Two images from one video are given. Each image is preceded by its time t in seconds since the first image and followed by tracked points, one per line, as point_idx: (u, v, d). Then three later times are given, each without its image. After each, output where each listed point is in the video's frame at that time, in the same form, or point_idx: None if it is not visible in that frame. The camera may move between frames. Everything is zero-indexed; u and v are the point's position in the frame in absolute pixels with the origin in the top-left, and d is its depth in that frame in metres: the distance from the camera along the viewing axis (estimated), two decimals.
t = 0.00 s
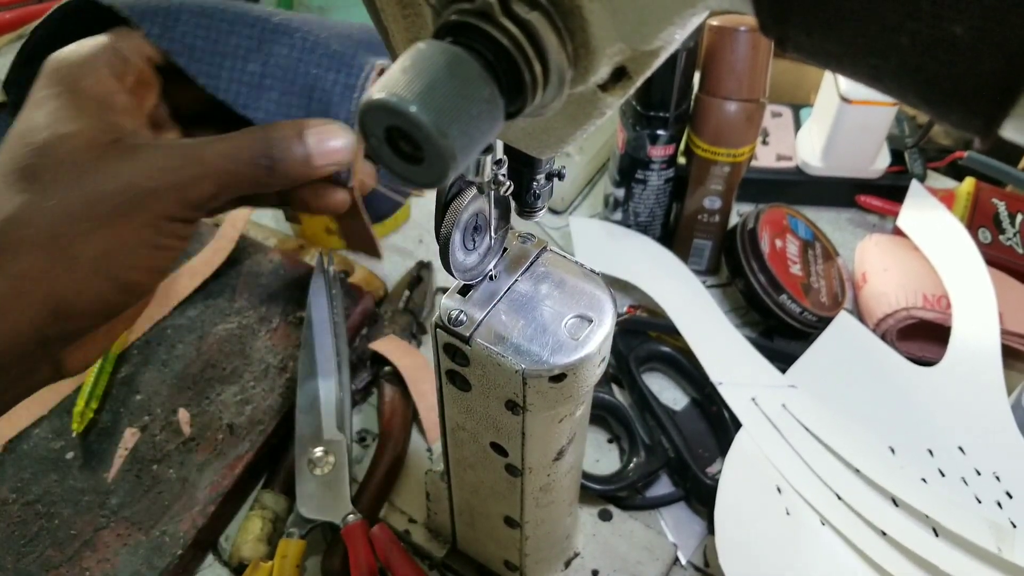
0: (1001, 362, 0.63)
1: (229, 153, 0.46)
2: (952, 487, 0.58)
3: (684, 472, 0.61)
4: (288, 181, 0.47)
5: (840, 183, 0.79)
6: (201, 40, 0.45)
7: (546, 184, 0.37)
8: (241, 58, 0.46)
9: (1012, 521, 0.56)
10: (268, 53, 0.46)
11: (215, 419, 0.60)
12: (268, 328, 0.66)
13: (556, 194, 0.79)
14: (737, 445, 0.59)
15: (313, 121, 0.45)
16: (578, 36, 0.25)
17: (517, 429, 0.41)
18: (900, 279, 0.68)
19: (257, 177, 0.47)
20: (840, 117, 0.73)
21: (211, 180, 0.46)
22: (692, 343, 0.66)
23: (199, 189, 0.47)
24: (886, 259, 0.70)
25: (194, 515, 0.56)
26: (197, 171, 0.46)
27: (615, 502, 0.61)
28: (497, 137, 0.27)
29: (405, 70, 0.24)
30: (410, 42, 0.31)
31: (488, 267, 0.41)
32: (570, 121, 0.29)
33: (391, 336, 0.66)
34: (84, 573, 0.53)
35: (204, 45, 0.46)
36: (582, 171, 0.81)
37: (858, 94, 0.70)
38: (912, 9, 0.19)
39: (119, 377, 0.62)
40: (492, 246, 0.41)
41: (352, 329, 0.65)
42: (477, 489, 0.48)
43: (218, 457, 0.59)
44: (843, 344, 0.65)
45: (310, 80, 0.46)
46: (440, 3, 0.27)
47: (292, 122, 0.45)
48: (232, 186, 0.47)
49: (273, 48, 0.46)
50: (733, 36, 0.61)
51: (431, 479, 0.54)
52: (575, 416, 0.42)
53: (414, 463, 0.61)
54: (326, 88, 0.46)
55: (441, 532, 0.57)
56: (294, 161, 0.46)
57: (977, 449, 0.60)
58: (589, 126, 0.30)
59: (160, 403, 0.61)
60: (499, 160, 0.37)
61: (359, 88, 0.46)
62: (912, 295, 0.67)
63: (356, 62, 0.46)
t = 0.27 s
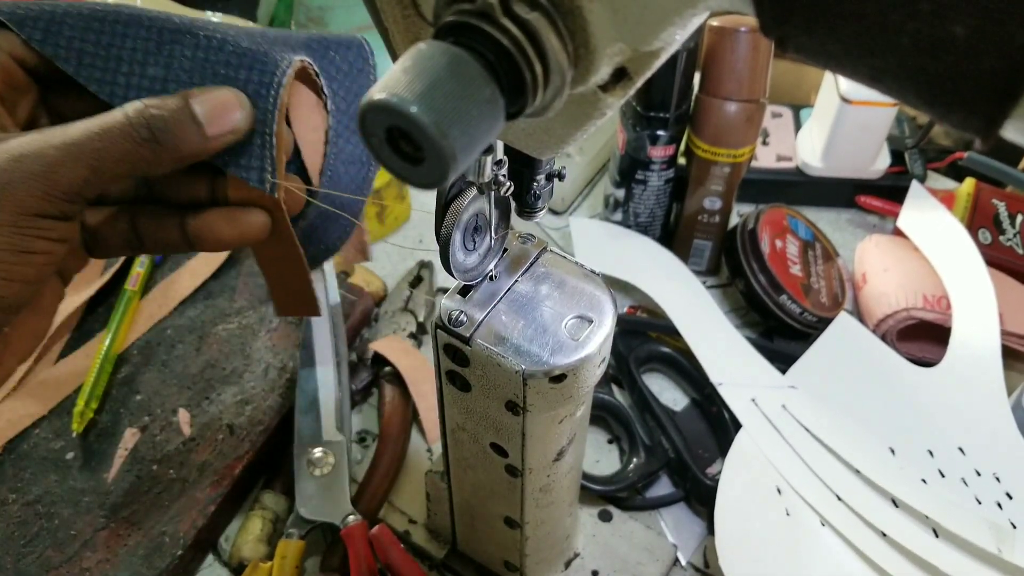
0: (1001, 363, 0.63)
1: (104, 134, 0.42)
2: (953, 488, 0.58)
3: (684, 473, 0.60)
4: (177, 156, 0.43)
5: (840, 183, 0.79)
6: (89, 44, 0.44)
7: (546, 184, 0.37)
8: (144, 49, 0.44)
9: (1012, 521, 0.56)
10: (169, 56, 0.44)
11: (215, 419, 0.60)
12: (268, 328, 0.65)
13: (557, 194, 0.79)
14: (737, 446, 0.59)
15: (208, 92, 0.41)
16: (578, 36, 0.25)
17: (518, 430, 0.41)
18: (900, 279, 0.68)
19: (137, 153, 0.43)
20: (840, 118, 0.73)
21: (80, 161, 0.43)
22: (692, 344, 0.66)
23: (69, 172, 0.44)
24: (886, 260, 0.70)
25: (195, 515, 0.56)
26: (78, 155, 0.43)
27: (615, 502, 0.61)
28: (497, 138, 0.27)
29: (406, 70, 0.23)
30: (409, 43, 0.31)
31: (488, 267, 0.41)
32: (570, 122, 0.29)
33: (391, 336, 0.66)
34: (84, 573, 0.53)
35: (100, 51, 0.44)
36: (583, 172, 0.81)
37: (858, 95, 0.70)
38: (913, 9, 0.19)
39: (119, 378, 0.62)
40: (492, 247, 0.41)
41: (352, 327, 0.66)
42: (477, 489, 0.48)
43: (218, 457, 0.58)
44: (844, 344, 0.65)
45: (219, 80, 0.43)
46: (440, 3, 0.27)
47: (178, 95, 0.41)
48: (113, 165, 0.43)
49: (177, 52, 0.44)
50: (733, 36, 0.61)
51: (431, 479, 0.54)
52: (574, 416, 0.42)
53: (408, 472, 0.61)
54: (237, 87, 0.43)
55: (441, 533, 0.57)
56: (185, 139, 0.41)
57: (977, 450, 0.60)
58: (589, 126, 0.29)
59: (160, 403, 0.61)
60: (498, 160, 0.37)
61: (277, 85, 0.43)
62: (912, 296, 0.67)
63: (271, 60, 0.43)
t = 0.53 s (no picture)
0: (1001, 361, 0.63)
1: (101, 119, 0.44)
2: (953, 487, 0.58)
3: (684, 472, 0.61)
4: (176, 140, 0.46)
5: (840, 183, 0.79)
6: (88, 24, 0.46)
7: (546, 183, 0.37)
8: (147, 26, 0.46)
9: (1012, 520, 0.56)
10: (167, 33, 0.46)
11: (215, 418, 0.60)
12: (268, 327, 0.65)
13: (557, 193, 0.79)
14: (737, 445, 0.59)
15: (209, 78, 0.44)
16: (578, 35, 0.25)
17: (518, 429, 0.41)
18: (900, 278, 0.68)
19: (134, 138, 0.45)
20: (840, 117, 0.73)
21: (78, 145, 0.45)
22: (692, 343, 0.66)
23: (66, 156, 0.46)
24: (886, 259, 0.70)
25: (195, 514, 0.56)
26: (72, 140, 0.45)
27: (615, 501, 0.61)
28: (497, 137, 0.27)
29: (406, 69, 0.23)
30: (409, 42, 0.31)
31: (488, 266, 0.41)
32: (570, 121, 0.29)
33: (392, 336, 0.66)
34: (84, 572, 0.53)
35: (98, 30, 0.47)
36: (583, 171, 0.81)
37: (858, 93, 0.70)
38: (913, 8, 0.19)
39: (119, 376, 0.62)
40: (492, 245, 0.41)
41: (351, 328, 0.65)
42: (477, 488, 0.48)
43: (218, 456, 0.58)
44: (844, 343, 0.65)
45: (218, 55, 0.46)
46: (439, 2, 0.27)
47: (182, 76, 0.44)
48: (109, 150, 0.46)
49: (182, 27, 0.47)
50: (733, 35, 0.61)
51: (431, 478, 0.54)
52: (574, 415, 0.42)
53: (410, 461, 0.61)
54: (238, 63, 0.46)
55: (441, 532, 0.57)
56: (186, 121, 0.44)
57: (977, 449, 0.60)
58: (589, 125, 0.30)
59: (160, 402, 0.61)
60: (499, 158, 0.36)
61: (276, 62, 0.46)
62: (912, 295, 0.67)
63: (269, 35, 0.46)
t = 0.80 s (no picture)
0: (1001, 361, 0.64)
1: (122, 125, 0.45)
2: (953, 487, 0.58)
3: (685, 472, 0.61)
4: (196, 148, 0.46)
5: (839, 182, 0.79)
6: (122, 18, 0.46)
7: (546, 182, 0.37)
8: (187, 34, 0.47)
9: (1012, 520, 0.56)
10: (199, 44, 0.47)
11: (215, 418, 0.60)
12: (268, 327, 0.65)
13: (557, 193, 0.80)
14: (737, 444, 0.60)
15: (230, 89, 0.44)
16: (578, 34, 0.25)
17: (517, 429, 0.41)
18: (900, 278, 0.68)
19: (155, 145, 0.45)
20: (839, 117, 0.73)
21: (101, 149, 0.45)
22: (692, 343, 0.66)
23: (89, 159, 0.45)
24: (886, 259, 0.70)
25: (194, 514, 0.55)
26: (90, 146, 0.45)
27: (615, 501, 0.61)
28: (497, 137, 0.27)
29: (406, 69, 0.24)
30: (409, 42, 0.31)
31: (488, 266, 0.41)
32: (570, 120, 0.29)
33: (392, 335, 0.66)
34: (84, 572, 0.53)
35: (132, 26, 0.46)
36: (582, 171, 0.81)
37: (859, 92, 0.70)
38: (912, 7, 0.19)
39: (119, 376, 0.62)
40: (492, 245, 0.41)
41: (351, 329, 0.66)
42: (476, 488, 0.48)
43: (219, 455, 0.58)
44: (843, 343, 0.65)
45: (246, 76, 0.47)
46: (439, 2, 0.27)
47: (203, 88, 0.44)
48: (129, 156, 0.45)
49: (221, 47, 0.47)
50: (733, 35, 0.61)
51: (431, 478, 0.54)
52: (574, 415, 0.42)
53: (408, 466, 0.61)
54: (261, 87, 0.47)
55: (441, 531, 0.57)
56: (204, 128, 0.44)
57: (977, 449, 0.60)
58: (589, 125, 0.30)
59: (160, 402, 0.61)
60: (499, 158, 0.36)
61: (300, 93, 0.46)
62: (912, 295, 0.67)
63: (298, 66, 0.47)
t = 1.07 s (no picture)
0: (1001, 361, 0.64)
1: (106, 108, 0.45)
2: (952, 487, 0.58)
3: (684, 471, 0.61)
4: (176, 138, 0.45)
5: (840, 182, 0.79)
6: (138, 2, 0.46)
7: (546, 182, 0.37)
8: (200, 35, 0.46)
9: (1012, 520, 0.56)
10: (208, 45, 0.47)
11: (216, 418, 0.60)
12: (268, 327, 0.66)
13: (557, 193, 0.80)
14: (737, 444, 0.60)
15: (216, 87, 0.44)
16: (578, 35, 0.25)
17: (518, 429, 0.41)
18: (900, 278, 0.68)
19: (135, 133, 0.45)
20: (839, 117, 0.73)
21: (81, 132, 0.45)
22: (692, 343, 0.66)
23: (68, 141, 0.46)
24: (886, 259, 0.70)
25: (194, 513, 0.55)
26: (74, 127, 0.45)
27: (615, 501, 0.61)
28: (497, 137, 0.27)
29: (406, 69, 0.24)
30: (409, 42, 0.31)
31: (488, 266, 0.41)
32: (570, 120, 0.29)
33: (393, 335, 0.66)
34: (84, 572, 0.53)
35: (145, 14, 0.45)
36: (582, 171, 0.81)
37: (859, 92, 0.70)
38: (913, 8, 0.19)
39: (119, 376, 0.62)
40: (492, 245, 0.41)
41: (351, 328, 0.66)
42: (477, 488, 0.48)
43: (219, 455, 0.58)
44: (844, 343, 0.65)
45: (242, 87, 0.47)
46: (439, 1, 0.27)
47: (190, 83, 0.44)
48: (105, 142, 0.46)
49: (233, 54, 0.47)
50: (733, 35, 0.61)
51: (432, 477, 0.54)
52: (574, 415, 0.42)
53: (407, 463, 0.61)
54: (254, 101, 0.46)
55: (441, 532, 0.57)
56: (184, 123, 0.43)
57: (977, 449, 0.60)
58: (589, 125, 0.30)
59: (161, 402, 0.61)
60: (499, 158, 0.36)
61: (292, 114, 0.46)
62: (912, 295, 0.67)
63: (296, 91, 0.47)
